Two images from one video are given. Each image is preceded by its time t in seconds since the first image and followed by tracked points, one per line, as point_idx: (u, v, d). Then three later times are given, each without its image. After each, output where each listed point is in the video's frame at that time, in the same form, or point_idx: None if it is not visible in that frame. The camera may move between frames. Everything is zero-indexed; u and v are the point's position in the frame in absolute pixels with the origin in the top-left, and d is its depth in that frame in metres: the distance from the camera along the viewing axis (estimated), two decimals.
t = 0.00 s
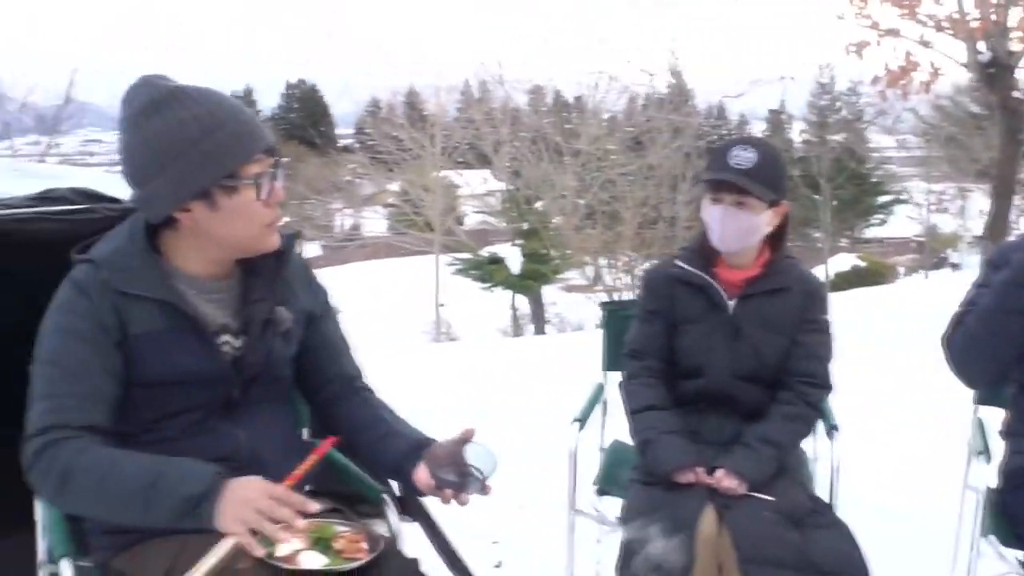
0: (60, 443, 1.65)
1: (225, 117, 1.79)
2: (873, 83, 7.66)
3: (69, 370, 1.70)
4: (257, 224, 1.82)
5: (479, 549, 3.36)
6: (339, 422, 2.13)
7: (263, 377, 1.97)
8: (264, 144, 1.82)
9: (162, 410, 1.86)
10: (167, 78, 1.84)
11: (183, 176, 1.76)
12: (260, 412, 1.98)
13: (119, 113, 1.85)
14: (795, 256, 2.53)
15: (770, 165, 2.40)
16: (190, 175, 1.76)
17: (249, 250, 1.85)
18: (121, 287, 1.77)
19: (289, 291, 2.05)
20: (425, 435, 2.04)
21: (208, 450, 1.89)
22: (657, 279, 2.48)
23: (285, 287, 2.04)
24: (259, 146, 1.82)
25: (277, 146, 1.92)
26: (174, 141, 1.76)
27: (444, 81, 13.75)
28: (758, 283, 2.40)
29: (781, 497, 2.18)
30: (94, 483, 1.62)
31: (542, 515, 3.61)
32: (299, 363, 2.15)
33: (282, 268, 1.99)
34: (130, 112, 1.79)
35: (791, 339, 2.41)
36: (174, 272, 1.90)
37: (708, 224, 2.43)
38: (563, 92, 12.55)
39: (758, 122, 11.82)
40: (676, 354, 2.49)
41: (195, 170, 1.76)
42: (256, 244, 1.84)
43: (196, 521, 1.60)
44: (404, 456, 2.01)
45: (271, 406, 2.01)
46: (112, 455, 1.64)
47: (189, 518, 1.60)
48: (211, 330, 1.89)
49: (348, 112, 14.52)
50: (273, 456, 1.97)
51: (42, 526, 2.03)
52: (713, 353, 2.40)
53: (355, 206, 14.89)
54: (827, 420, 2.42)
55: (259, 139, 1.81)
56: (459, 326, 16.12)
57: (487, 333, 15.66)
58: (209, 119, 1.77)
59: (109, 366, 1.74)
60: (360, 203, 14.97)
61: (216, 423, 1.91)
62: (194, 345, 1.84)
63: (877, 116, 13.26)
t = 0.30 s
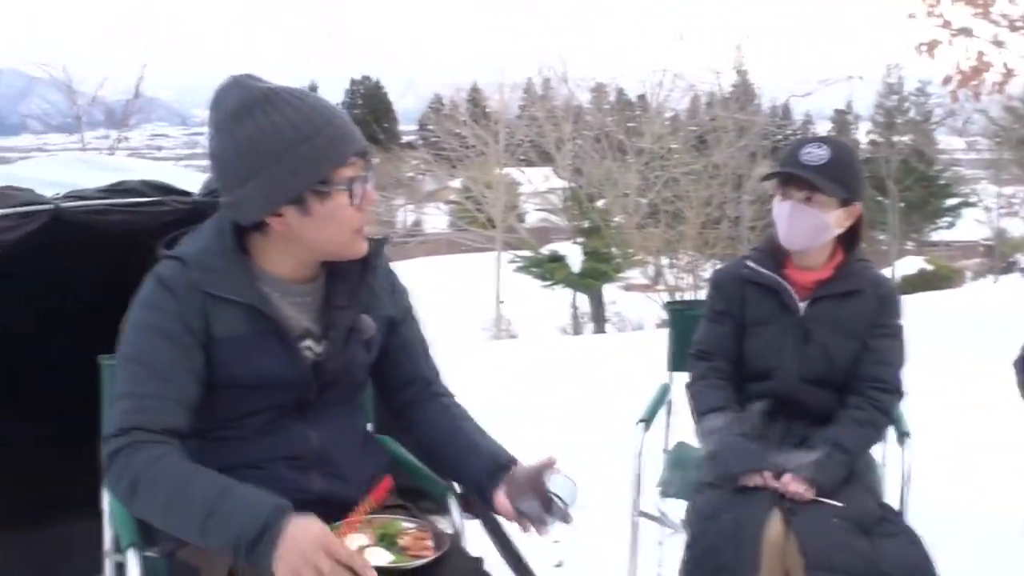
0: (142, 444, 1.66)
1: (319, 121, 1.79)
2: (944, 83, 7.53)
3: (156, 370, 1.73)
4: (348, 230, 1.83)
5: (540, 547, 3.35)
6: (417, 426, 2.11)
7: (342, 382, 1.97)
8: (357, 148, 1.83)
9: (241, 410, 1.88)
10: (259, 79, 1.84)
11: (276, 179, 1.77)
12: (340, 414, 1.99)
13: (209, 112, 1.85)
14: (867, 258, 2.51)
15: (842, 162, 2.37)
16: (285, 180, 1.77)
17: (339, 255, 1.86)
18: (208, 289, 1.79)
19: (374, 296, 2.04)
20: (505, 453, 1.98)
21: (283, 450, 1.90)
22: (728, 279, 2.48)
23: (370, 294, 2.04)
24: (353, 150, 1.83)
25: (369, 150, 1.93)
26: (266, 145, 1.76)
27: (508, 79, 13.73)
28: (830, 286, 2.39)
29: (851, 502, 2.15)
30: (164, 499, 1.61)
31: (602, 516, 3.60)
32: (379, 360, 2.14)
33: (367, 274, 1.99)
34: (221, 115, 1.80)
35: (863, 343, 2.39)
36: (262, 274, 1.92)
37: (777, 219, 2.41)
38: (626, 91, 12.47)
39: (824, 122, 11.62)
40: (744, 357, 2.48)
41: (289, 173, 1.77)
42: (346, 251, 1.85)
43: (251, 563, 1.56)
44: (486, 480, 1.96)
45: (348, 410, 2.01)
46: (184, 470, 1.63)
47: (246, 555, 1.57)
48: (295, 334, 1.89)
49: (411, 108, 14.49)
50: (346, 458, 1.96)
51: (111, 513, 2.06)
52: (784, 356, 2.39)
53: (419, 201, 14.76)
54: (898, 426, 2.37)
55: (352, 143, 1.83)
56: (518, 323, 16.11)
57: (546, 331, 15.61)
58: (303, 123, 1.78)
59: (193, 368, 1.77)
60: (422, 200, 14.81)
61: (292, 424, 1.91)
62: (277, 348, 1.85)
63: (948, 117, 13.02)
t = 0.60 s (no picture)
0: (211, 449, 1.68)
1: (370, 118, 1.80)
2: (999, 83, 7.41)
3: (215, 367, 1.73)
4: (398, 229, 1.84)
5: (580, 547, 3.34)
6: (462, 432, 2.09)
7: (388, 384, 1.98)
8: (407, 146, 1.83)
9: (291, 409, 1.88)
10: (309, 76, 1.84)
11: (326, 176, 1.77)
12: (384, 414, 2.00)
13: (262, 107, 1.86)
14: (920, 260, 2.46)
15: (896, 165, 2.32)
16: (335, 178, 1.77)
17: (387, 253, 1.87)
18: (262, 288, 1.80)
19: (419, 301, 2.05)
20: (552, 471, 1.97)
21: (332, 448, 1.91)
22: (778, 279, 2.45)
23: (417, 294, 2.04)
24: (404, 149, 1.84)
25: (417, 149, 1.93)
26: (318, 143, 1.77)
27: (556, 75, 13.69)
28: (880, 288, 2.35)
29: (900, 510, 2.11)
30: (233, 511, 1.62)
31: (645, 517, 3.58)
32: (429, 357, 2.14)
33: (416, 273, 1.99)
34: (274, 110, 1.80)
35: (914, 349, 2.35)
36: (310, 274, 1.92)
37: (830, 223, 2.38)
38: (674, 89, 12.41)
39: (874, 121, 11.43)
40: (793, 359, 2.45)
41: (338, 170, 1.77)
42: (395, 248, 1.86)
43: None
44: (527, 490, 1.96)
45: (390, 409, 2.01)
46: (261, 481, 1.66)
47: None
48: (345, 336, 1.91)
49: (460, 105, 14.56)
50: (388, 458, 1.97)
51: (152, 505, 2.06)
52: (833, 359, 2.36)
53: (465, 197, 14.89)
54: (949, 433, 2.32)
55: (403, 141, 1.83)
56: (563, 321, 16.07)
57: (592, 329, 15.56)
58: (354, 119, 1.78)
59: (250, 365, 1.77)
60: (468, 196, 14.94)
61: (340, 425, 1.92)
62: (328, 350, 1.85)
63: (1002, 118, 12.81)
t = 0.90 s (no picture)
0: (200, 430, 1.65)
1: (374, 105, 1.80)
2: None
3: (214, 359, 1.72)
4: (401, 215, 1.84)
5: (601, 545, 3.33)
6: (466, 417, 2.12)
7: (396, 369, 2.00)
8: (408, 134, 1.84)
9: (296, 399, 1.88)
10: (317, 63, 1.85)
11: (330, 162, 1.78)
12: (391, 402, 2.00)
13: (265, 94, 1.86)
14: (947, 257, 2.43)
15: (925, 159, 2.29)
16: (339, 165, 1.78)
17: (389, 239, 1.87)
18: (263, 275, 1.81)
19: (428, 285, 2.07)
20: (553, 443, 1.98)
21: (341, 439, 1.90)
22: (800, 277, 2.44)
23: (424, 277, 2.06)
24: (407, 138, 1.85)
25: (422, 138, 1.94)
26: (322, 129, 1.78)
27: (580, 71, 13.60)
28: (905, 284, 2.32)
29: (927, 511, 2.09)
30: (219, 477, 1.59)
31: (667, 515, 3.57)
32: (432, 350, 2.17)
33: (422, 259, 1.99)
34: (278, 97, 1.81)
35: (941, 344, 2.31)
36: (315, 260, 1.94)
37: (858, 217, 2.35)
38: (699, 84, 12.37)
39: (902, 115, 11.29)
40: (815, 358, 2.43)
41: (341, 156, 1.78)
42: (397, 235, 1.86)
43: (303, 545, 1.51)
44: (533, 462, 1.96)
45: (399, 394, 2.02)
46: (236, 448, 1.62)
47: (299, 541, 1.52)
48: (350, 321, 1.93)
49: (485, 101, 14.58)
50: (402, 449, 1.97)
51: (172, 503, 2.07)
52: (856, 357, 2.33)
53: (489, 192, 15.00)
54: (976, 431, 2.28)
55: (405, 129, 1.84)
56: (587, 317, 16.04)
57: (617, 325, 15.52)
58: (358, 107, 1.79)
59: (247, 354, 1.77)
60: (493, 190, 15.00)
61: (346, 413, 1.92)
62: (332, 335, 1.86)
63: None
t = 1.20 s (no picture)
0: (206, 426, 1.65)
1: (370, 97, 1.80)
2: None
3: (217, 355, 1.71)
4: (399, 206, 1.82)
5: (617, 544, 3.32)
6: (467, 411, 2.11)
7: (400, 358, 1.99)
8: (405, 126, 1.84)
9: (300, 392, 1.87)
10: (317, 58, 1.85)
11: (327, 152, 1.77)
12: (398, 394, 1.99)
13: (265, 91, 1.86)
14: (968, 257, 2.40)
15: (940, 162, 2.26)
16: (336, 154, 1.77)
17: (388, 230, 1.85)
18: (263, 268, 1.80)
19: (429, 275, 2.06)
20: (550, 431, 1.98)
21: (348, 433, 1.88)
22: (818, 277, 2.42)
23: (423, 266, 2.05)
24: (404, 130, 1.84)
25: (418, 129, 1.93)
26: (319, 121, 1.77)
27: (598, 68, 13.54)
28: (925, 286, 2.30)
29: (946, 514, 2.07)
30: (227, 474, 1.60)
31: (683, 514, 3.56)
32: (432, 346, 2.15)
33: (421, 249, 1.99)
34: (277, 91, 1.81)
35: (960, 346, 2.29)
36: (313, 252, 1.94)
37: (873, 222, 2.34)
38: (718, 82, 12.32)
39: (922, 114, 11.21)
40: (832, 359, 2.41)
41: (339, 146, 1.77)
42: (395, 226, 1.84)
43: (317, 520, 1.51)
44: (528, 446, 1.97)
45: (407, 387, 2.02)
46: (242, 436, 1.63)
47: (314, 517, 1.52)
48: (351, 311, 1.92)
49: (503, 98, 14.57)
50: (409, 444, 1.96)
51: (185, 500, 2.05)
52: (874, 359, 2.31)
53: (507, 190, 15.04)
54: (994, 433, 2.27)
55: (402, 121, 1.83)
56: (604, 315, 16.01)
57: (634, 323, 15.50)
58: (355, 98, 1.78)
59: (250, 348, 1.76)
60: (510, 188, 15.00)
61: (352, 404, 1.91)
62: (334, 324, 1.85)
63: None
